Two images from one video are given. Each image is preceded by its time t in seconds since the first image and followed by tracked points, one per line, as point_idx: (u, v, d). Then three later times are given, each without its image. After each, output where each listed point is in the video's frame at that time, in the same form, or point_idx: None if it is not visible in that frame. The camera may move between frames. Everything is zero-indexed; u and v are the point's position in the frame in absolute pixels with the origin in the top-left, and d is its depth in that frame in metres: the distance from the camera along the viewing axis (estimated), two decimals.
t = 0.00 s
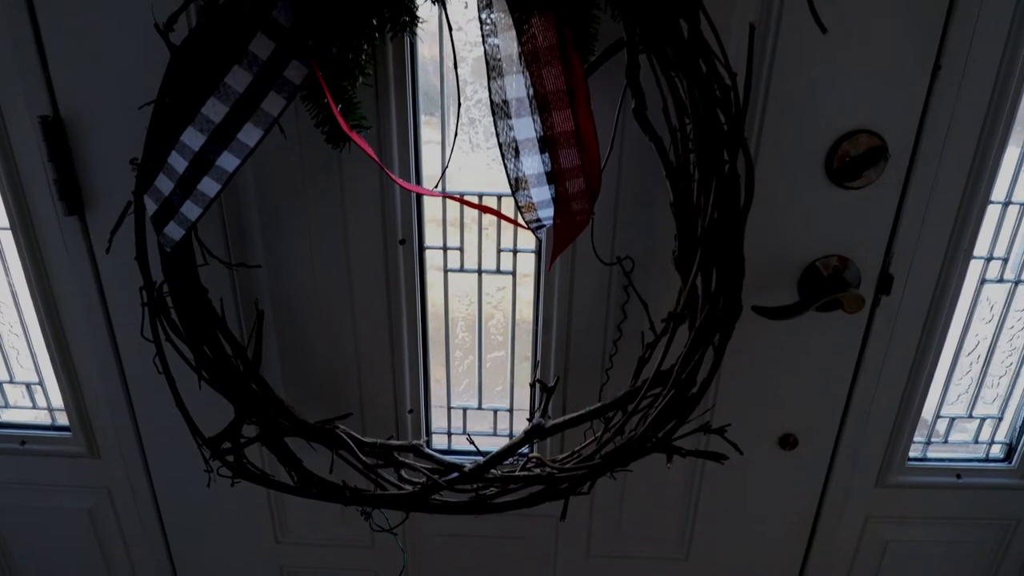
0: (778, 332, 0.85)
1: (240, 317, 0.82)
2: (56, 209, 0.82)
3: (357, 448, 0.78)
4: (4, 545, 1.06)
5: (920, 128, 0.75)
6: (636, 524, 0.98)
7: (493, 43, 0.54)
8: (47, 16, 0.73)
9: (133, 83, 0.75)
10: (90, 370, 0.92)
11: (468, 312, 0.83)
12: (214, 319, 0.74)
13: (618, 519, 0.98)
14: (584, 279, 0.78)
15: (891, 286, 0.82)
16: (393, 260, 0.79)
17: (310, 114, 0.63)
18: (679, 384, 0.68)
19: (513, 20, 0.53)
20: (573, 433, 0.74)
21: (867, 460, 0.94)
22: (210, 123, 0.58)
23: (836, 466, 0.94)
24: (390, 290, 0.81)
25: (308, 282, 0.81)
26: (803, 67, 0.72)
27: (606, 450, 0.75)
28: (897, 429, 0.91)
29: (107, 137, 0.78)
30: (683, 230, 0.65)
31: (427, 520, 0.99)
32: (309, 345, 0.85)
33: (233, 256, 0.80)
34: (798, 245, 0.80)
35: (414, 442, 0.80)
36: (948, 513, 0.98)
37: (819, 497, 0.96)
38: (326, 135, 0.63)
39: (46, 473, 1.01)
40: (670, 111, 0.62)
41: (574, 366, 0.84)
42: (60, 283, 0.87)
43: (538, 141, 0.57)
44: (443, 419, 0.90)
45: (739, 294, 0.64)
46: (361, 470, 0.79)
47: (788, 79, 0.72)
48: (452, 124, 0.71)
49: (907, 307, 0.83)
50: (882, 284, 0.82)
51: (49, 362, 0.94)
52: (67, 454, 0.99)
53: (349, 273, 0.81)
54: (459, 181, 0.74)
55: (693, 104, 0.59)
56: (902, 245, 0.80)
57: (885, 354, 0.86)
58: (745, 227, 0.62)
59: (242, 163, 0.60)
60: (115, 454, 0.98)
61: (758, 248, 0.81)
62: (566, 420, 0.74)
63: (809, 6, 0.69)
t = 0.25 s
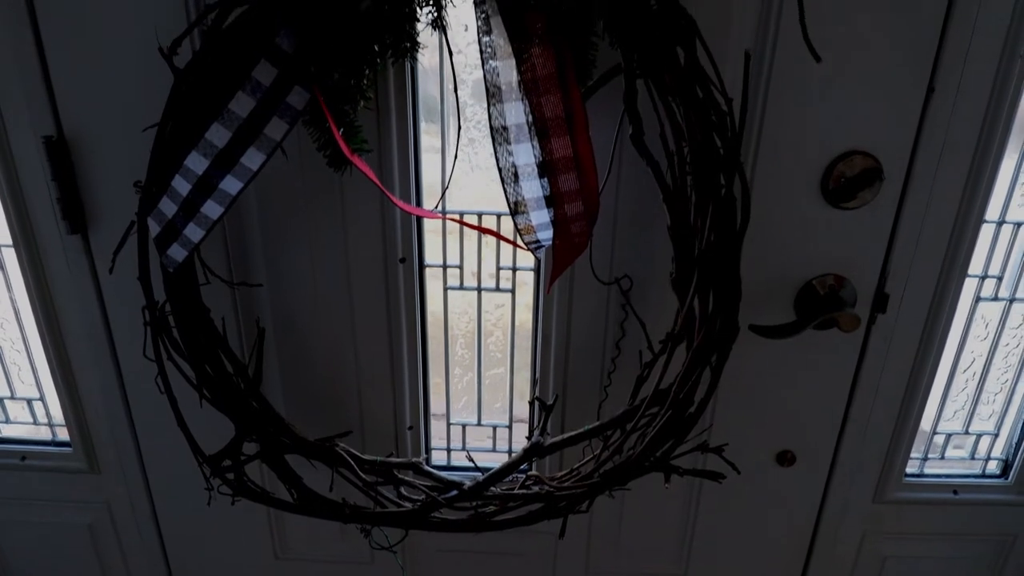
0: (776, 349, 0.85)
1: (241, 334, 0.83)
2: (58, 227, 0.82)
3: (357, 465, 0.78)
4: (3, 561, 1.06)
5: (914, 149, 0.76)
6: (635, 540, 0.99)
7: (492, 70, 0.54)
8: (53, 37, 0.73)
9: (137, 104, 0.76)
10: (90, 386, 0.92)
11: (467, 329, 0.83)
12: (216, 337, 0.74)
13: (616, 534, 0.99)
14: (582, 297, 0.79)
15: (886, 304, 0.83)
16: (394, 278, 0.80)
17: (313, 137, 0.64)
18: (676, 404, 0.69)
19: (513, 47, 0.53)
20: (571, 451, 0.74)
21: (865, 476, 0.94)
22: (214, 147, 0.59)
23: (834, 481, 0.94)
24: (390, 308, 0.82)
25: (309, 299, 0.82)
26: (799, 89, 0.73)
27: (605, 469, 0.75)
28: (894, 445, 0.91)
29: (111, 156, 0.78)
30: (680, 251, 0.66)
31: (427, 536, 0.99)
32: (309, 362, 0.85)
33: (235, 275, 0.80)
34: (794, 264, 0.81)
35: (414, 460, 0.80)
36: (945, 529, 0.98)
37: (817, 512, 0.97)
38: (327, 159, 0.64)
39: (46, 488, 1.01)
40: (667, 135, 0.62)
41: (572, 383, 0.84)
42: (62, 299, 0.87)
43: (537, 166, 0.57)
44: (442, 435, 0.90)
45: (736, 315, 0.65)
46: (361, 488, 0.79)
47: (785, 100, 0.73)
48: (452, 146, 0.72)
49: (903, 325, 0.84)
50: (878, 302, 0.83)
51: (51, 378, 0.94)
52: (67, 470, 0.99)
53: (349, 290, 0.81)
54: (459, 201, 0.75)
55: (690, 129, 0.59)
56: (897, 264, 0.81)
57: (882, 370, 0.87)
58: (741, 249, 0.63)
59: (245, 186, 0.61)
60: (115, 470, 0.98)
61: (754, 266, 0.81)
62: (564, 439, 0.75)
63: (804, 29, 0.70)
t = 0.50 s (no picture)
0: (771, 372, 0.86)
1: (242, 358, 0.84)
2: (62, 251, 0.83)
3: (356, 488, 0.78)
4: None
5: (904, 176, 0.78)
6: (633, 560, 0.99)
7: (490, 104, 0.56)
8: (59, 67, 0.75)
9: (142, 131, 0.77)
10: (91, 408, 0.93)
11: (465, 352, 0.84)
12: (217, 362, 0.75)
13: (614, 554, 0.99)
14: (579, 321, 0.80)
15: (880, 327, 0.84)
16: (393, 302, 0.81)
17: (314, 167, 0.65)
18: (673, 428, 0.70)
19: (511, 82, 0.54)
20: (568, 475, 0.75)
21: (861, 496, 0.95)
22: (217, 179, 0.60)
23: (830, 502, 0.95)
24: (389, 331, 0.83)
25: (309, 322, 0.83)
26: (792, 118, 0.74)
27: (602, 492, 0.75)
28: (889, 466, 0.92)
29: (114, 182, 0.80)
30: (675, 278, 0.67)
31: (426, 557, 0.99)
32: (309, 384, 0.86)
33: (236, 300, 0.81)
34: (789, 288, 0.82)
35: (413, 482, 0.81)
36: (941, 549, 0.99)
37: (813, 533, 0.97)
38: (328, 189, 0.65)
39: (45, 509, 1.01)
40: (662, 166, 0.64)
41: (570, 406, 0.85)
42: (64, 322, 0.88)
43: (535, 199, 0.58)
44: (441, 456, 0.91)
45: (730, 341, 0.66)
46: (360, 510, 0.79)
47: (777, 130, 0.75)
48: (451, 174, 0.73)
49: (896, 347, 0.85)
50: (871, 325, 0.84)
51: (51, 399, 0.95)
52: (67, 490, 0.99)
53: (349, 314, 0.82)
54: (457, 227, 0.75)
55: (683, 160, 0.61)
56: (890, 288, 0.82)
57: (876, 392, 0.88)
58: (735, 277, 0.64)
59: (248, 217, 0.62)
60: (114, 490, 0.99)
61: (750, 289, 0.82)
62: (561, 463, 0.75)
63: (796, 61, 0.72)
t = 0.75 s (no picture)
0: (764, 388, 0.87)
1: (241, 375, 0.84)
2: (63, 269, 0.84)
3: (353, 504, 0.79)
4: None
5: (894, 197, 0.79)
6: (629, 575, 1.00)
7: (487, 131, 0.57)
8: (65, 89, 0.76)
9: (144, 150, 0.78)
10: (89, 423, 0.93)
11: (463, 368, 0.85)
12: (217, 379, 0.75)
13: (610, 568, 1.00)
14: (575, 339, 0.81)
15: (871, 345, 0.85)
16: (391, 319, 0.82)
17: (314, 190, 0.66)
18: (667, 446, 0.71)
19: (507, 110, 0.56)
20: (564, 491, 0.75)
21: (855, 511, 0.95)
22: (219, 203, 0.61)
23: (824, 517, 0.96)
24: (387, 347, 0.83)
25: (308, 339, 0.84)
26: (783, 141, 0.76)
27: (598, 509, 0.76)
28: (882, 481, 0.93)
29: (116, 201, 0.81)
30: (669, 298, 0.68)
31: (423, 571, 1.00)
32: (307, 400, 0.87)
33: (235, 317, 0.82)
34: (782, 305, 0.83)
35: (410, 498, 0.82)
36: (934, 563, 1.00)
37: (808, 547, 0.98)
38: (328, 211, 0.66)
39: (43, 523, 1.01)
40: (655, 190, 0.65)
41: (566, 421, 0.86)
42: (64, 339, 0.88)
43: (531, 223, 0.60)
44: (438, 471, 0.91)
45: (723, 360, 0.66)
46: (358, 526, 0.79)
47: (769, 152, 0.76)
48: (448, 197, 0.74)
49: (888, 364, 0.86)
50: (863, 342, 0.85)
51: (51, 414, 0.95)
52: (66, 505, 0.99)
53: (348, 331, 0.83)
54: (455, 245, 0.77)
55: (676, 185, 0.62)
56: (881, 306, 0.84)
57: (868, 407, 0.89)
58: (728, 298, 0.65)
59: (248, 240, 0.63)
60: (112, 505, 0.99)
61: (743, 307, 0.83)
62: (557, 479, 0.76)
63: (786, 84, 0.74)
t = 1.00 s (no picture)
0: (759, 402, 0.88)
1: (241, 389, 0.85)
2: (65, 283, 0.85)
3: (351, 518, 0.79)
4: None
5: (885, 214, 0.80)
6: None
7: (485, 154, 0.58)
8: (68, 107, 0.78)
9: (145, 167, 0.79)
10: (89, 437, 0.94)
11: (461, 382, 0.86)
12: (217, 394, 0.76)
13: None
14: (572, 354, 0.82)
15: (863, 359, 0.86)
16: (389, 333, 0.83)
17: (314, 208, 0.67)
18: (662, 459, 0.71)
19: (503, 133, 0.57)
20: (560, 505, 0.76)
21: (849, 523, 0.96)
22: (221, 223, 0.62)
23: (819, 529, 0.96)
24: (386, 361, 0.84)
25: (307, 353, 0.84)
26: (776, 159, 0.77)
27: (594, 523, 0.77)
28: (876, 493, 0.94)
29: (118, 217, 0.82)
30: (663, 316, 0.68)
31: None
32: (306, 413, 0.88)
33: (235, 332, 0.83)
34: (776, 320, 0.84)
35: (408, 512, 0.82)
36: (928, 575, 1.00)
37: (803, 559, 0.98)
38: (328, 230, 0.67)
39: (43, 536, 1.02)
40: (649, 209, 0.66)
41: (562, 435, 0.87)
42: (65, 352, 0.89)
43: (527, 242, 0.61)
44: (436, 484, 0.92)
45: (717, 374, 0.68)
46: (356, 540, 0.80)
47: (761, 171, 0.77)
48: (447, 214, 0.76)
49: (881, 377, 0.87)
50: (856, 357, 0.86)
51: (51, 427, 0.96)
52: (65, 517, 1.00)
53: (346, 345, 0.84)
54: (453, 261, 0.78)
55: (669, 204, 0.63)
56: (873, 321, 0.85)
57: (862, 420, 0.90)
58: (721, 315, 0.66)
59: (249, 258, 0.64)
60: (111, 518, 0.99)
61: (737, 321, 0.84)
62: (553, 493, 0.77)
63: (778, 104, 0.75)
